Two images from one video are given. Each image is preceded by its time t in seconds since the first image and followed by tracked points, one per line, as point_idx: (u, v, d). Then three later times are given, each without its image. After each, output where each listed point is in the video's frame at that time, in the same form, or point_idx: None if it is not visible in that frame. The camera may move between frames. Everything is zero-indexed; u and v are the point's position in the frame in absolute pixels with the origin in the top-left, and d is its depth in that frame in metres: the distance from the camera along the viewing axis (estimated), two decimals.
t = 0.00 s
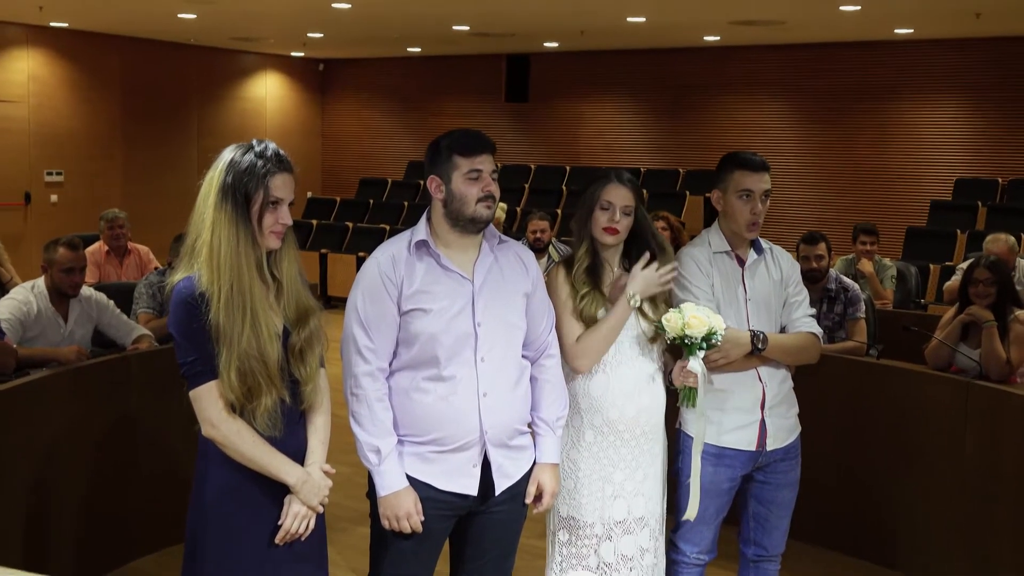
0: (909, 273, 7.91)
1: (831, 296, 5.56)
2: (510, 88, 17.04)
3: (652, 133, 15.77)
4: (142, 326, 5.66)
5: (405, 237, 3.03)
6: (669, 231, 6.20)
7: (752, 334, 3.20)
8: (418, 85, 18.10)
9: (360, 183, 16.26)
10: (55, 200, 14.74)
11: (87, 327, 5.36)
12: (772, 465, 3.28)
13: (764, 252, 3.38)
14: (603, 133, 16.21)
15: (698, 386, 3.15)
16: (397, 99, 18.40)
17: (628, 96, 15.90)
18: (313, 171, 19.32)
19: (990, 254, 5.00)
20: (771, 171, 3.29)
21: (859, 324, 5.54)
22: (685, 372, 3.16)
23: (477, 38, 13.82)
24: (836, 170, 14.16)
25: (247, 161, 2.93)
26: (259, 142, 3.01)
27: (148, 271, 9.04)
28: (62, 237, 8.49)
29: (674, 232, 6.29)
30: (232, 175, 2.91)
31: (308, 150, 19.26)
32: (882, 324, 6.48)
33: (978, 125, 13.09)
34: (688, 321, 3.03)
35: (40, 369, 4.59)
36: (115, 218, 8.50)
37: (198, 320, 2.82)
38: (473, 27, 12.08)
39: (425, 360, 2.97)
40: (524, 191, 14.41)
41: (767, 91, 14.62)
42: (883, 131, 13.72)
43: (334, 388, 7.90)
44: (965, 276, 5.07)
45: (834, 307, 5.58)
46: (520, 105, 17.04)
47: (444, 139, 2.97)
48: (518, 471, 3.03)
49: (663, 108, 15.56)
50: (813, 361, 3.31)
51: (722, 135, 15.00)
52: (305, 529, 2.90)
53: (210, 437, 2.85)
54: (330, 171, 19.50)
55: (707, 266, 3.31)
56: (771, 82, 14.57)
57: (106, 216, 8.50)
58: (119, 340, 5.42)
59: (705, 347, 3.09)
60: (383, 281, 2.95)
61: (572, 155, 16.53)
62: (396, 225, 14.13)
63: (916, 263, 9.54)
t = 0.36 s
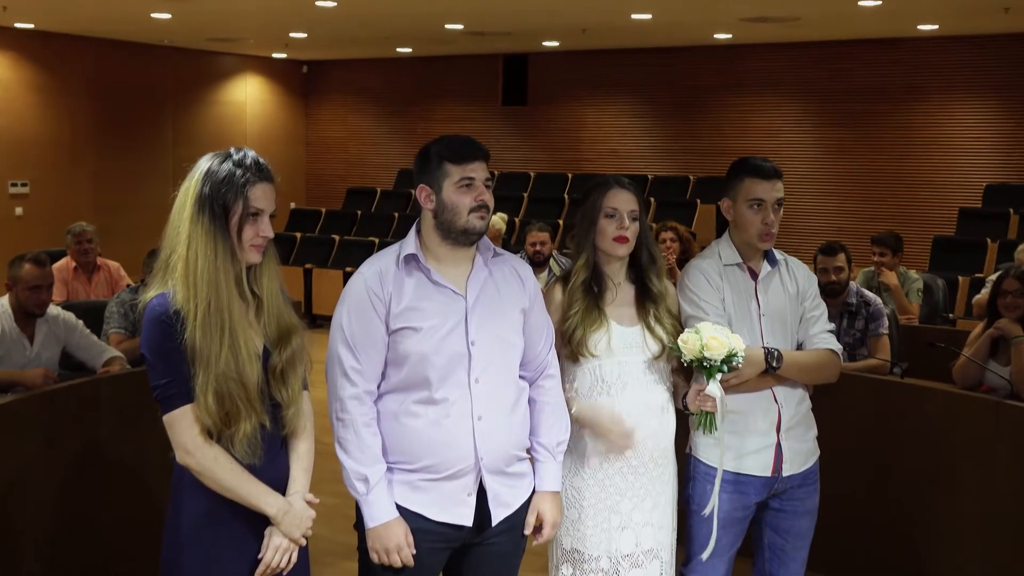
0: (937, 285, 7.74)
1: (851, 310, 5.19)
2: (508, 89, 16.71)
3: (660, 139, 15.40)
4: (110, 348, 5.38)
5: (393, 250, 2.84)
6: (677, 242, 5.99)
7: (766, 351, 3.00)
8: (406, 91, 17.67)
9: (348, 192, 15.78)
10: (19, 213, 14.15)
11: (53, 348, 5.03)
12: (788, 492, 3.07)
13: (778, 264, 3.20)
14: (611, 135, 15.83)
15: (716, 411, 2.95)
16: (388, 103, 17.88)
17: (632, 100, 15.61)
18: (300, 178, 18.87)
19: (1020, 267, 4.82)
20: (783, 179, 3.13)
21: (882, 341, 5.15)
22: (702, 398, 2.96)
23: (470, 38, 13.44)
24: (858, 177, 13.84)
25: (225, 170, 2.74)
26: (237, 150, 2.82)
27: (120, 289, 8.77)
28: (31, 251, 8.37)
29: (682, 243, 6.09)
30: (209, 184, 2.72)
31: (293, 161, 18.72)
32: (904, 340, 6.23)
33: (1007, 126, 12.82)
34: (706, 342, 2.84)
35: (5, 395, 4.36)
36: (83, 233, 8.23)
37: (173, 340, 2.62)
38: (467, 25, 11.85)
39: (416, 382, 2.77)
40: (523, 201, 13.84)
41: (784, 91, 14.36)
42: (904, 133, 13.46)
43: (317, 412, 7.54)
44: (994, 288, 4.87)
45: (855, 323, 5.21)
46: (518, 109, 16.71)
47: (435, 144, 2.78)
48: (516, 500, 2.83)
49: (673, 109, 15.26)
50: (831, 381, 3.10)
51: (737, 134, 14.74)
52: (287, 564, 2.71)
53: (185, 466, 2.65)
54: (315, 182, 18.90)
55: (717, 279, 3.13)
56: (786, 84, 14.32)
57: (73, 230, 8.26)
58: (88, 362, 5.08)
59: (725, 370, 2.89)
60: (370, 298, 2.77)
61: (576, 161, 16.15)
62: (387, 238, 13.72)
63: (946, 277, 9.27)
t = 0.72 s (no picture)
0: (964, 301, 7.49)
1: (872, 326, 4.70)
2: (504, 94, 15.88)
3: (664, 148, 14.63)
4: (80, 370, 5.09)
5: (380, 265, 2.68)
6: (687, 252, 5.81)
7: (779, 368, 2.83)
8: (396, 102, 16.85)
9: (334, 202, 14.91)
10: None
11: (19, 371, 4.70)
12: (804, 521, 2.90)
13: (791, 277, 3.03)
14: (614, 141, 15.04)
15: (723, 431, 2.76)
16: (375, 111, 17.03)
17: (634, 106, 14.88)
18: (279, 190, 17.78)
19: None
20: (798, 187, 2.97)
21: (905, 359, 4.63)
22: (707, 416, 2.79)
23: (466, 36, 12.90)
24: (879, 185, 13.10)
25: (201, 180, 2.55)
26: (214, 159, 2.63)
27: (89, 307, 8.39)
28: None
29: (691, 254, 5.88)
30: (184, 196, 2.52)
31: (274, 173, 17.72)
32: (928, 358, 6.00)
33: None
34: (709, 355, 2.67)
35: None
36: (50, 248, 7.82)
37: (145, 362, 2.43)
38: (460, 24, 11.57)
39: (406, 405, 2.60)
40: (523, 211, 13.20)
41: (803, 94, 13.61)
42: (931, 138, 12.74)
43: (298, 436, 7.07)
44: None
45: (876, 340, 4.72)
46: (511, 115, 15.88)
47: (425, 152, 2.61)
48: (513, 530, 2.66)
49: (681, 116, 14.49)
50: (848, 402, 2.93)
51: (748, 138, 14.02)
52: None
53: (159, 495, 2.47)
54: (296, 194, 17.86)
55: (728, 294, 2.96)
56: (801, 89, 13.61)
57: (39, 246, 7.83)
58: (55, 386, 4.75)
59: (730, 385, 2.72)
60: (357, 317, 2.59)
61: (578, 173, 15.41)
62: (375, 252, 12.83)
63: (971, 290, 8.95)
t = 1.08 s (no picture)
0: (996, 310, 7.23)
1: (896, 339, 4.41)
2: (501, 92, 14.39)
3: (677, 148, 13.19)
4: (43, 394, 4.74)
5: (366, 277, 2.51)
6: (699, 261, 5.58)
7: (796, 385, 2.65)
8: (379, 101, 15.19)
9: (320, 212, 13.63)
10: None
11: None
12: (825, 548, 2.71)
13: (809, 287, 2.86)
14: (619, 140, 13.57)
15: (735, 452, 2.59)
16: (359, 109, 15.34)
17: (640, 103, 13.44)
18: (263, 198, 16.19)
19: None
20: (815, 192, 2.82)
21: (933, 374, 4.34)
22: (718, 436, 2.61)
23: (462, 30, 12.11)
24: (913, 188, 11.82)
25: (184, 192, 2.37)
26: (192, 167, 2.45)
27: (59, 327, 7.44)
28: None
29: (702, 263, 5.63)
30: (167, 209, 2.34)
31: (258, 179, 16.12)
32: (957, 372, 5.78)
33: None
34: (718, 372, 2.50)
35: None
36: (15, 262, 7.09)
37: (114, 385, 2.26)
38: (452, 18, 11.13)
39: (394, 428, 2.43)
40: (521, 218, 11.86)
41: (826, 89, 12.32)
42: (972, 133, 11.50)
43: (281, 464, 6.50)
44: None
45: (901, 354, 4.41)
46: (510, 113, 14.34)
47: (411, 159, 2.45)
48: (510, 561, 2.48)
49: (692, 114, 13.09)
50: (871, 420, 2.75)
51: (769, 138, 12.65)
52: None
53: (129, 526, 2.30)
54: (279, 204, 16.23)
55: (741, 306, 2.80)
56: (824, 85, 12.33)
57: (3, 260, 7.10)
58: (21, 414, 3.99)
59: (742, 404, 2.54)
60: (341, 333, 2.42)
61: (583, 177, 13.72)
62: (363, 263, 11.69)
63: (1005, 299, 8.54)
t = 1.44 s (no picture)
0: None
1: (923, 347, 4.16)
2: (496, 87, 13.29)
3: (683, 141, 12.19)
4: None
5: (350, 286, 2.35)
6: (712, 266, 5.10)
7: (814, 398, 2.50)
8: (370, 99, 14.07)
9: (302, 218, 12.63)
10: None
11: None
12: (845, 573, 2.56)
13: (825, 292, 2.71)
14: (620, 133, 12.58)
15: (750, 471, 2.42)
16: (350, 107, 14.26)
17: (642, 94, 12.43)
18: (244, 200, 15.09)
19: None
20: (831, 190, 2.67)
21: (963, 383, 4.09)
22: (732, 454, 2.44)
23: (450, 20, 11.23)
24: (938, 183, 10.88)
25: (171, 202, 2.17)
26: (170, 173, 2.24)
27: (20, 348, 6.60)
28: None
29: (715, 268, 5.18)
30: (152, 219, 2.13)
31: (237, 180, 14.98)
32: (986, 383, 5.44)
33: None
34: (736, 386, 2.33)
35: None
36: None
37: (81, 405, 2.06)
38: (445, 8, 10.46)
39: (382, 447, 2.26)
40: (523, 220, 11.11)
41: (845, 74, 11.33)
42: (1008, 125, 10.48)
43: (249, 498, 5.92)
44: None
45: (929, 363, 4.17)
46: (505, 109, 13.24)
47: (397, 160, 2.28)
48: None
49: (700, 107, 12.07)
50: (893, 435, 2.58)
51: (782, 130, 11.65)
52: None
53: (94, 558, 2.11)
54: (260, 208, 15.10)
55: (753, 314, 2.65)
56: (841, 70, 11.32)
57: None
58: None
59: (760, 420, 2.37)
60: (323, 346, 2.26)
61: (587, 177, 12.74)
62: (351, 273, 10.74)
63: None
